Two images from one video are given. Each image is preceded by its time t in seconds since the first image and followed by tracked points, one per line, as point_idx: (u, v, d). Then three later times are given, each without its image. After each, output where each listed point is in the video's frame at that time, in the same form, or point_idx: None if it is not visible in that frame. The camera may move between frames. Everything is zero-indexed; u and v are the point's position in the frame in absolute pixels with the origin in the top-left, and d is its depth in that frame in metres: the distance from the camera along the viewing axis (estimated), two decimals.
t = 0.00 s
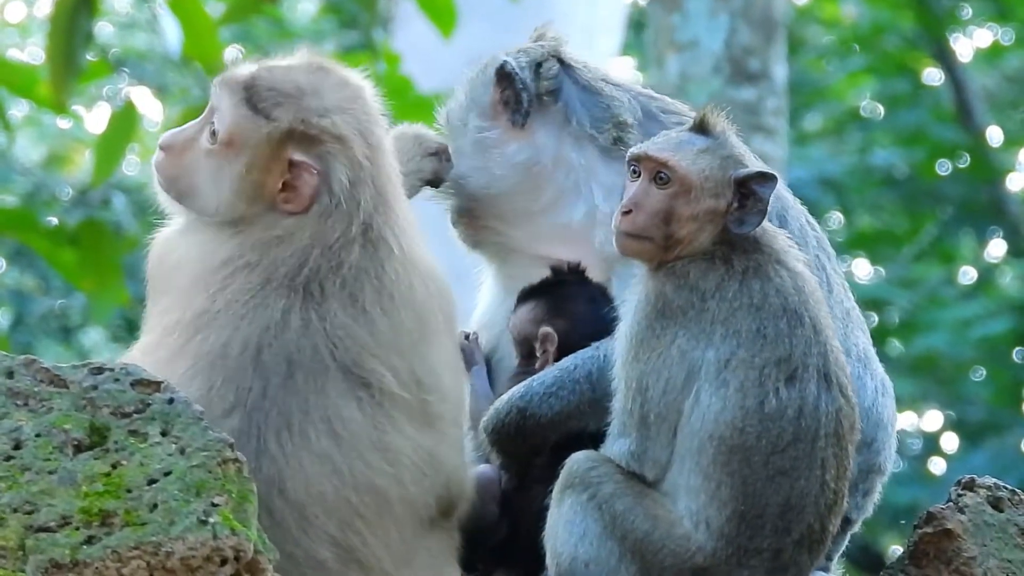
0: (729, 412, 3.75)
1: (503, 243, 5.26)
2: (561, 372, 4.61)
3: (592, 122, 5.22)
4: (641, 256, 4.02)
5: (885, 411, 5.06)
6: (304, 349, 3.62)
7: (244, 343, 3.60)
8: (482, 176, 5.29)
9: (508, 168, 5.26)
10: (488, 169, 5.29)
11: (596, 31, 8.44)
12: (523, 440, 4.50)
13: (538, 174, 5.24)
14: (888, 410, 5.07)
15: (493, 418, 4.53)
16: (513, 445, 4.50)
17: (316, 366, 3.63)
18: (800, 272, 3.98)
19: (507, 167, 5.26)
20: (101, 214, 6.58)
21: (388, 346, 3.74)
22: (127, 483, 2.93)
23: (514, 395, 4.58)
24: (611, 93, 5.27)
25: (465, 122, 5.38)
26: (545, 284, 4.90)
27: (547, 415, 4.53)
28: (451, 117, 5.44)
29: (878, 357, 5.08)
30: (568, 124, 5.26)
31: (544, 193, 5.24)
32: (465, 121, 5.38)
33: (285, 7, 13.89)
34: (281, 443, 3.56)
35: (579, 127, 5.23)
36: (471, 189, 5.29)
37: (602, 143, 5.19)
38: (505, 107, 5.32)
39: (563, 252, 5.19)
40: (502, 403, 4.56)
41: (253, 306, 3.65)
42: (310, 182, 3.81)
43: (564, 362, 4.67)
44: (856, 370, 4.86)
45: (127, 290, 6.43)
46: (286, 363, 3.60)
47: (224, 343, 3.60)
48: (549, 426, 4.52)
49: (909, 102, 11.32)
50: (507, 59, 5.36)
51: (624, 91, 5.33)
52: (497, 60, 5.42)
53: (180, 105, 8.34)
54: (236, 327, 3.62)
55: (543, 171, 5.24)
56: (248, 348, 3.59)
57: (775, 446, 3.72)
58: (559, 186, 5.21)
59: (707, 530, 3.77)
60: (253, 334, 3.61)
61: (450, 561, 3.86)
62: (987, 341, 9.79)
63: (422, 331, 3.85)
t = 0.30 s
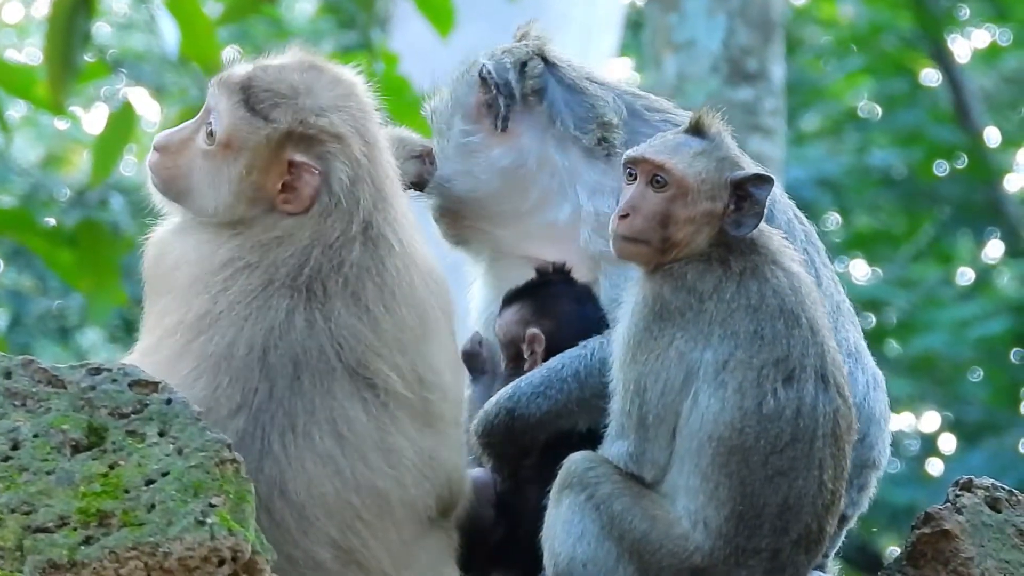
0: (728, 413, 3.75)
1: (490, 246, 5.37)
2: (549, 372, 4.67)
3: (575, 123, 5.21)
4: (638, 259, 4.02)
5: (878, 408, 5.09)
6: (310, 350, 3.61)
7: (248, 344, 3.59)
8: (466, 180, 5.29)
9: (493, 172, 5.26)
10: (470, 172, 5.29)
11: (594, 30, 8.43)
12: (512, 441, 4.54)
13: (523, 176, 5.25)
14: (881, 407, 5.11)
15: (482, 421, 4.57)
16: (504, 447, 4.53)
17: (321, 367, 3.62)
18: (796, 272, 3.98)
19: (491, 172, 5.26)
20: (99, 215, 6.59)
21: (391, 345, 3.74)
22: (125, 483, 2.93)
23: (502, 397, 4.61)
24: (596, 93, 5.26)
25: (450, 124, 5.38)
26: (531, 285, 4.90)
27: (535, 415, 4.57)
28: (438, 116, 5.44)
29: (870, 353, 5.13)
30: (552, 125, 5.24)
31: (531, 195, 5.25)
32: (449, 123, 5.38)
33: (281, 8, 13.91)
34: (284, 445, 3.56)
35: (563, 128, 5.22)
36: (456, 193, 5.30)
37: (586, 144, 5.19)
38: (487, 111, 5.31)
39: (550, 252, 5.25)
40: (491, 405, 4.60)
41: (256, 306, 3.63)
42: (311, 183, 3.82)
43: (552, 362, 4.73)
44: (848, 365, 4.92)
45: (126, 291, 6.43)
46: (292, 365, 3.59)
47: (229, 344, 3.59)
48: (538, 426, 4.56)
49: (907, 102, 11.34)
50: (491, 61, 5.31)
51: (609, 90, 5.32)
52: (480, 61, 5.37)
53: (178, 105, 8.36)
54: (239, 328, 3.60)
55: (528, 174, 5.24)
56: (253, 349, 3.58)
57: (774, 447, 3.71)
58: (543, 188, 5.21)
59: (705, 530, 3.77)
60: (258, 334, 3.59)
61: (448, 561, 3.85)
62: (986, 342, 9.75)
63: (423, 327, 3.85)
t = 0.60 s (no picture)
0: (724, 415, 3.75)
1: (489, 248, 5.35)
2: (551, 375, 4.64)
3: (582, 128, 5.19)
4: (635, 263, 4.02)
5: (878, 412, 5.08)
6: (308, 352, 3.61)
7: (247, 346, 3.58)
8: (470, 184, 5.26)
9: (498, 177, 5.24)
10: (474, 175, 5.26)
11: (591, 32, 8.44)
12: (513, 443, 4.54)
13: (529, 182, 5.23)
14: (881, 411, 5.11)
15: (483, 423, 4.57)
16: (503, 450, 4.53)
17: (320, 370, 3.62)
18: (792, 275, 3.98)
19: (495, 177, 5.24)
20: (96, 217, 6.59)
21: (390, 346, 3.74)
22: (122, 486, 2.92)
23: (503, 399, 4.60)
24: (603, 98, 5.24)
25: (455, 127, 5.33)
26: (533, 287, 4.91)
27: (536, 418, 4.56)
28: (441, 116, 5.39)
29: (870, 357, 5.13)
30: (559, 131, 5.22)
31: (535, 199, 5.24)
32: (453, 125, 5.33)
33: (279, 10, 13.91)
34: (282, 448, 3.56)
35: (569, 134, 5.20)
36: (458, 197, 5.26)
37: (592, 150, 5.18)
38: (494, 114, 5.27)
39: (553, 256, 5.22)
40: (492, 407, 4.60)
41: (255, 308, 3.63)
42: (311, 184, 3.82)
43: (553, 365, 4.69)
44: (848, 370, 4.92)
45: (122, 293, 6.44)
46: (291, 367, 3.59)
47: (228, 346, 3.58)
48: (539, 429, 4.55)
49: (904, 105, 11.35)
50: (500, 64, 5.27)
51: (616, 95, 5.30)
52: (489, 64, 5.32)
53: (173, 107, 8.36)
54: (239, 329, 3.60)
55: (533, 179, 5.23)
56: (253, 352, 3.58)
57: (771, 449, 3.72)
58: (548, 193, 5.20)
59: (702, 532, 3.77)
60: (257, 336, 3.59)
61: (445, 563, 3.85)
62: (982, 345, 9.73)
63: (422, 329, 3.85)
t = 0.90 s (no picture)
0: (721, 418, 3.74)
1: (489, 251, 5.31)
2: (549, 377, 4.66)
3: (584, 133, 5.20)
4: (633, 266, 4.02)
5: (877, 415, 5.08)
6: (306, 356, 3.61)
7: (246, 349, 3.58)
8: (471, 189, 5.26)
9: (500, 182, 5.24)
10: (474, 178, 5.27)
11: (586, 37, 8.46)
12: (511, 445, 4.54)
13: (530, 186, 5.23)
14: (880, 415, 5.10)
15: (480, 424, 4.58)
16: (501, 453, 4.53)
17: (317, 374, 3.62)
18: (789, 278, 3.98)
19: (498, 182, 5.23)
20: (91, 222, 6.59)
21: (388, 349, 3.74)
22: (118, 490, 2.92)
23: (501, 401, 4.63)
24: (604, 103, 5.25)
25: (455, 132, 5.34)
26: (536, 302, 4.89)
27: (534, 420, 4.57)
28: (443, 120, 5.40)
29: (869, 361, 5.12)
30: (560, 136, 5.23)
31: (536, 202, 5.23)
32: (455, 130, 5.35)
33: (274, 15, 13.92)
34: (279, 452, 3.56)
35: (571, 139, 5.21)
36: (460, 202, 5.25)
37: (593, 155, 5.20)
38: (496, 118, 5.29)
39: (552, 261, 5.21)
40: (490, 409, 4.62)
41: (254, 312, 3.62)
42: (311, 188, 3.82)
43: (553, 367, 4.72)
44: (847, 373, 4.92)
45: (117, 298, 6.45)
46: (289, 371, 3.59)
47: (227, 349, 3.58)
48: (537, 430, 4.56)
49: (897, 109, 11.35)
50: (503, 68, 5.29)
51: (617, 100, 5.31)
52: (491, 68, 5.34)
53: (166, 113, 8.37)
54: (239, 333, 3.60)
55: (534, 184, 5.22)
56: (252, 356, 3.58)
57: (767, 452, 3.71)
58: (550, 197, 5.20)
59: (699, 535, 3.77)
60: (257, 340, 3.59)
61: (443, 567, 3.85)
62: (978, 347, 9.76)
63: (421, 332, 3.85)
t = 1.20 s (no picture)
0: (715, 421, 3.74)
1: (486, 251, 5.31)
2: (544, 379, 4.64)
3: (581, 136, 5.20)
4: (627, 270, 4.01)
5: (871, 418, 5.09)
6: (298, 358, 3.61)
7: (237, 351, 3.58)
8: (466, 187, 5.25)
9: (495, 182, 5.23)
10: (471, 178, 5.26)
11: (581, 39, 8.47)
12: (505, 446, 4.53)
13: (527, 187, 5.23)
14: (874, 418, 5.11)
15: (475, 426, 4.56)
16: (496, 454, 4.52)
17: (309, 376, 3.62)
18: (784, 281, 3.98)
19: (492, 182, 5.23)
20: (85, 223, 6.59)
21: (381, 351, 3.74)
22: (112, 493, 2.92)
23: (495, 402, 4.60)
24: (603, 105, 5.25)
25: (452, 129, 5.32)
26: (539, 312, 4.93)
27: (529, 421, 4.55)
28: (442, 116, 5.38)
29: (863, 364, 5.12)
30: (558, 138, 5.23)
31: (531, 203, 5.24)
32: (452, 127, 5.32)
33: (267, 16, 13.92)
34: (271, 455, 3.56)
35: (568, 141, 5.21)
36: (456, 200, 5.25)
37: (590, 158, 5.20)
38: (493, 119, 5.27)
39: (548, 262, 5.21)
40: (484, 411, 4.58)
41: (245, 313, 3.62)
42: (302, 189, 3.81)
43: (546, 369, 4.69)
44: (842, 377, 4.92)
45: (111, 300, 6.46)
46: (280, 373, 3.59)
47: (218, 351, 3.58)
48: (532, 432, 4.55)
49: (892, 110, 11.35)
50: (502, 69, 5.26)
51: (615, 102, 5.31)
52: (490, 66, 5.31)
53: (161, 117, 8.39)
54: (229, 335, 3.60)
55: (530, 185, 5.23)
56: (243, 358, 3.57)
57: (761, 454, 3.71)
58: (546, 199, 5.21)
59: (693, 537, 3.77)
60: (247, 342, 3.58)
61: (435, 568, 3.86)
62: (973, 351, 9.76)
63: (412, 332, 3.84)
